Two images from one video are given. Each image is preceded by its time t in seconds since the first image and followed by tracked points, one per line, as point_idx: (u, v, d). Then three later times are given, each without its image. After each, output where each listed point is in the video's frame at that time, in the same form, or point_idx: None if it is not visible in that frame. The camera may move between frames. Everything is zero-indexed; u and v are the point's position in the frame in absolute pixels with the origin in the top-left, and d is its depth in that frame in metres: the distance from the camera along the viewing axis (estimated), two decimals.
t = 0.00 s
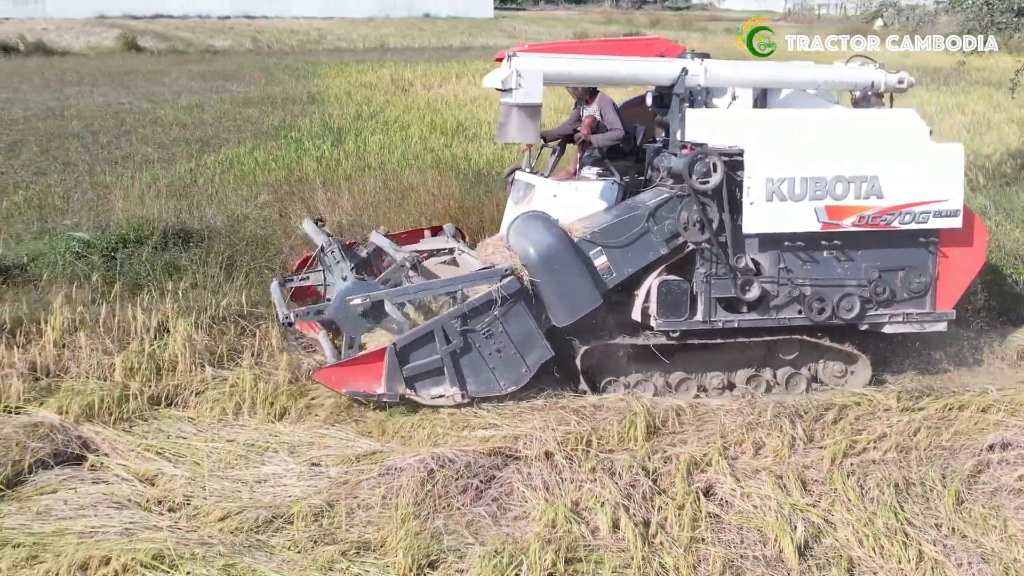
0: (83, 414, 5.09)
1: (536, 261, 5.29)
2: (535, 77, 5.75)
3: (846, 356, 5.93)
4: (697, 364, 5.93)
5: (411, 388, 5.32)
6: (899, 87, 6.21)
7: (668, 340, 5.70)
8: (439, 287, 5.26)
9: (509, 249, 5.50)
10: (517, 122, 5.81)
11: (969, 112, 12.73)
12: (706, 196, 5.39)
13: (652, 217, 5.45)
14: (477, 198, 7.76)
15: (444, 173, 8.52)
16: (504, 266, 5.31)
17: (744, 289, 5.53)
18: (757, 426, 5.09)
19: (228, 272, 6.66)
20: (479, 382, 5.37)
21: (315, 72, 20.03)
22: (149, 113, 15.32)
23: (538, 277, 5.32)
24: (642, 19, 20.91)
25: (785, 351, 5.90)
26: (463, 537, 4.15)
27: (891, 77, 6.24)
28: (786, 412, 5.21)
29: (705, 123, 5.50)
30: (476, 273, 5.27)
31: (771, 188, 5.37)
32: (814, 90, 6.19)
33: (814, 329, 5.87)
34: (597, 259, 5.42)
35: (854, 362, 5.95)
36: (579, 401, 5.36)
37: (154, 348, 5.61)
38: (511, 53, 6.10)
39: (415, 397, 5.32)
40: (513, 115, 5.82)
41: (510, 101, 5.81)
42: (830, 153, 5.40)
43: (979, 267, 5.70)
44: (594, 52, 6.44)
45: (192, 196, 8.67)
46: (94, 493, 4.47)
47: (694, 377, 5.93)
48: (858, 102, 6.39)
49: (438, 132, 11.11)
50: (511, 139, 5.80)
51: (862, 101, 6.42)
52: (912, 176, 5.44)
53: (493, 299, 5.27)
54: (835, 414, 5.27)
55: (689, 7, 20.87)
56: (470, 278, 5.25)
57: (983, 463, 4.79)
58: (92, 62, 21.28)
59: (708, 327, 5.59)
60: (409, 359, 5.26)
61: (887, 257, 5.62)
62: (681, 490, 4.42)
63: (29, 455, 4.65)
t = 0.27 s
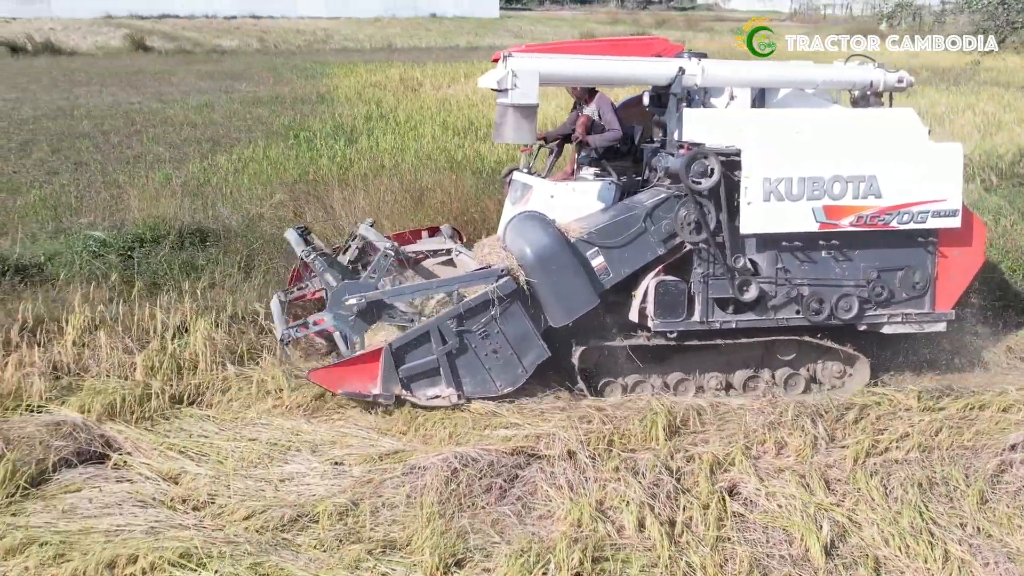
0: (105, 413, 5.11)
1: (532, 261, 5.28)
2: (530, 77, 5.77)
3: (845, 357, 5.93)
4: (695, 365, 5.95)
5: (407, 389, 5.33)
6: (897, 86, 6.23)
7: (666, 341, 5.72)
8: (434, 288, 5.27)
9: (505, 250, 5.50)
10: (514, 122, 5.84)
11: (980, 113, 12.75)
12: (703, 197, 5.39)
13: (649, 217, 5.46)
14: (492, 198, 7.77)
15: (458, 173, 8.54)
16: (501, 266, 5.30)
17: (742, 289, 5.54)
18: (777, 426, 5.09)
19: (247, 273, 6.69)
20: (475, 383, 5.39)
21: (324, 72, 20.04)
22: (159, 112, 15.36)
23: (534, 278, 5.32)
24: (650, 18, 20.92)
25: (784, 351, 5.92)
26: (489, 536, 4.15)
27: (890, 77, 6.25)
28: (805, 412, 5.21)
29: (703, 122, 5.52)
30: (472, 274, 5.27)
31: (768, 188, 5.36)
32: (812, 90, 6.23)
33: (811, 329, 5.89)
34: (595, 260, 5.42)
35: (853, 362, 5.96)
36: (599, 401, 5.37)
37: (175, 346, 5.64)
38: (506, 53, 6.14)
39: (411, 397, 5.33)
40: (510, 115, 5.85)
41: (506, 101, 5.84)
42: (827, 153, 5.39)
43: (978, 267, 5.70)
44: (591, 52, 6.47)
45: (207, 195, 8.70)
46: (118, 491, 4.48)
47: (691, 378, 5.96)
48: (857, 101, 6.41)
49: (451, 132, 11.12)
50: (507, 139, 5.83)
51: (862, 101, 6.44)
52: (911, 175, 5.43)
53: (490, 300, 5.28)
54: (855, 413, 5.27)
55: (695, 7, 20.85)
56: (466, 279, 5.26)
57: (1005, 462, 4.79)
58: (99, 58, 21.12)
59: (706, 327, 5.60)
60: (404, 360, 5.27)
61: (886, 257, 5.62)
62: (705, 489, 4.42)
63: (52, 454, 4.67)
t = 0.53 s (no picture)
0: (137, 411, 5.13)
1: (540, 261, 5.33)
2: (536, 78, 5.85)
3: (853, 356, 5.94)
4: (703, 365, 5.97)
5: (415, 389, 5.40)
6: (906, 85, 6.25)
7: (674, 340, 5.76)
8: (442, 289, 5.31)
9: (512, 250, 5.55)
10: (520, 122, 5.89)
11: (993, 113, 12.76)
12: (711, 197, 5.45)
13: (656, 218, 5.52)
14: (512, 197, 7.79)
15: (477, 172, 8.56)
16: (509, 267, 5.36)
17: (749, 289, 5.58)
18: (807, 425, 5.09)
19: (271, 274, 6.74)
20: (482, 382, 5.46)
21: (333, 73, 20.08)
22: (172, 112, 15.40)
23: (541, 278, 5.37)
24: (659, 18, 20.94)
25: (792, 351, 5.95)
26: (526, 534, 4.15)
27: (899, 75, 6.27)
28: (834, 411, 5.22)
29: (709, 121, 5.48)
30: (480, 274, 5.31)
31: (776, 187, 5.36)
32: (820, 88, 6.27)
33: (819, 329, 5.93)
34: (602, 260, 5.49)
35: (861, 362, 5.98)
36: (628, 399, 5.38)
37: (204, 345, 5.68)
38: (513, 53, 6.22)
39: (418, 397, 5.40)
40: (515, 115, 5.93)
41: (512, 101, 5.91)
42: (836, 152, 5.39)
43: (987, 267, 5.71)
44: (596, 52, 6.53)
45: (227, 194, 8.73)
46: (152, 489, 4.49)
47: (700, 379, 5.97)
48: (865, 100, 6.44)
49: (466, 132, 11.15)
50: (512, 139, 5.89)
51: (869, 99, 6.48)
52: (919, 175, 5.43)
53: (497, 300, 5.33)
54: (883, 412, 5.28)
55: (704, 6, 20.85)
56: (474, 279, 5.30)
57: None
58: (108, 59, 21.57)
59: (713, 327, 5.65)
60: (412, 360, 5.34)
61: (894, 257, 5.63)
62: (739, 488, 4.42)
63: (86, 452, 4.68)
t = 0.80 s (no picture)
0: (176, 411, 5.15)
1: (557, 261, 5.34)
2: (555, 77, 5.93)
3: (871, 359, 5.97)
4: (720, 366, 6.05)
5: (433, 389, 5.42)
6: (923, 85, 6.28)
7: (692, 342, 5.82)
8: (460, 288, 5.34)
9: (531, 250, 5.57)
10: (538, 121, 5.97)
11: (1009, 113, 12.78)
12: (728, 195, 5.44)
13: (674, 217, 5.52)
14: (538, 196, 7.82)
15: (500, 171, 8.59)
16: (526, 267, 5.37)
17: (767, 290, 5.59)
18: (845, 425, 5.11)
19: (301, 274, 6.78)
20: (500, 383, 5.46)
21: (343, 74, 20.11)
22: (185, 114, 15.42)
23: (559, 278, 5.38)
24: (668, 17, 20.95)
25: (809, 352, 6.01)
26: (576, 533, 4.16)
27: (916, 76, 6.30)
28: (872, 411, 5.23)
29: (726, 122, 5.55)
30: (498, 274, 5.33)
31: (794, 188, 5.39)
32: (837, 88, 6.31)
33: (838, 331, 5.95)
34: (620, 260, 5.49)
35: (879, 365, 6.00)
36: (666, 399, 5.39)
37: (240, 344, 5.71)
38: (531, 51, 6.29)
39: (436, 397, 5.41)
40: (534, 114, 6.00)
41: (531, 100, 5.99)
42: (854, 153, 5.42)
43: (1005, 267, 5.72)
44: (611, 51, 6.60)
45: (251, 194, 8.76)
46: (198, 488, 4.49)
47: (717, 380, 6.05)
48: (883, 100, 6.49)
49: (483, 131, 11.19)
50: (532, 138, 5.97)
51: (886, 100, 6.54)
52: (937, 175, 5.45)
53: (515, 300, 5.35)
54: (921, 412, 5.29)
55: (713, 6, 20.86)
56: (492, 279, 5.32)
57: None
58: (117, 60, 21.94)
59: (731, 327, 5.67)
60: (430, 360, 5.36)
61: (912, 257, 5.65)
62: (785, 488, 4.43)
63: (129, 451, 4.69)
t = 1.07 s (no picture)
0: (229, 410, 5.19)
1: (590, 262, 5.42)
2: (586, 77, 6.05)
3: (900, 359, 6.04)
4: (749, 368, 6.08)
5: (466, 391, 5.44)
6: (950, 86, 6.41)
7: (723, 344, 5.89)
8: (493, 290, 5.39)
9: (559, 250, 5.62)
10: (572, 122, 6.13)
11: None
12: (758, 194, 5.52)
13: (706, 217, 5.62)
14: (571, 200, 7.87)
15: (530, 175, 8.62)
16: (559, 267, 5.42)
17: (799, 290, 5.62)
18: (896, 425, 5.13)
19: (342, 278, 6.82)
20: (532, 384, 5.50)
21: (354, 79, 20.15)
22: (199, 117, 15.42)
23: (591, 279, 5.45)
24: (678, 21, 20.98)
25: (839, 353, 6.05)
26: (640, 532, 4.18)
27: (942, 77, 6.42)
28: (922, 412, 5.26)
29: (756, 122, 5.68)
30: (531, 275, 5.38)
31: (826, 188, 5.45)
32: (864, 89, 6.43)
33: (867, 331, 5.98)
34: (652, 261, 5.56)
35: (907, 365, 6.06)
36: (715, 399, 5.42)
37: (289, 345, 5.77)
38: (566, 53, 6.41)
39: (469, 399, 5.44)
40: (567, 114, 6.14)
41: (563, 100, 6.14)
42: (886, 153, 5.48)
43: None
44: (640, 51, 6.69)
45: (280, 198, 8.80)
46: (258, 488, 4.50)
47: (746, 382, 6.08)
48: (909, 101, 6.61)
49: (506, 136, 11.23)
50: (563, 137, 6.13)
51: (912, 101, 6.66)
52: (966, 175, 5.51)
53: (548, 301, 5.40)
54: (969, 412, 5.31)
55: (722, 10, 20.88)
56: (526, 280, 5.38)
57: None
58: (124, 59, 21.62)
59: (762, 328, 5.71)
60: (463, 362, 5.38)
61: (941, 258, 5.71)
62: (845, 488, 4.45)
63: (186, 451, 4.71)
